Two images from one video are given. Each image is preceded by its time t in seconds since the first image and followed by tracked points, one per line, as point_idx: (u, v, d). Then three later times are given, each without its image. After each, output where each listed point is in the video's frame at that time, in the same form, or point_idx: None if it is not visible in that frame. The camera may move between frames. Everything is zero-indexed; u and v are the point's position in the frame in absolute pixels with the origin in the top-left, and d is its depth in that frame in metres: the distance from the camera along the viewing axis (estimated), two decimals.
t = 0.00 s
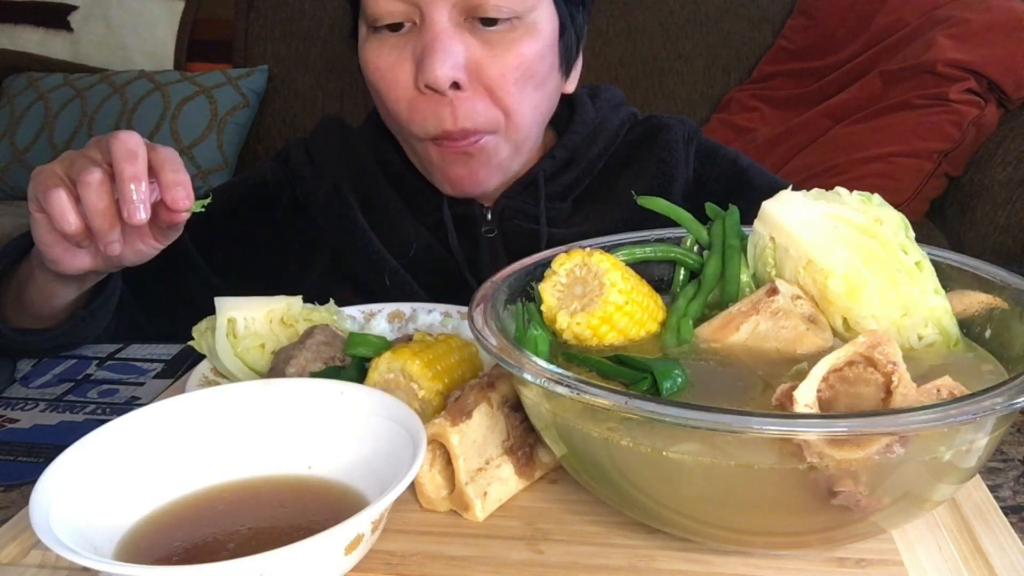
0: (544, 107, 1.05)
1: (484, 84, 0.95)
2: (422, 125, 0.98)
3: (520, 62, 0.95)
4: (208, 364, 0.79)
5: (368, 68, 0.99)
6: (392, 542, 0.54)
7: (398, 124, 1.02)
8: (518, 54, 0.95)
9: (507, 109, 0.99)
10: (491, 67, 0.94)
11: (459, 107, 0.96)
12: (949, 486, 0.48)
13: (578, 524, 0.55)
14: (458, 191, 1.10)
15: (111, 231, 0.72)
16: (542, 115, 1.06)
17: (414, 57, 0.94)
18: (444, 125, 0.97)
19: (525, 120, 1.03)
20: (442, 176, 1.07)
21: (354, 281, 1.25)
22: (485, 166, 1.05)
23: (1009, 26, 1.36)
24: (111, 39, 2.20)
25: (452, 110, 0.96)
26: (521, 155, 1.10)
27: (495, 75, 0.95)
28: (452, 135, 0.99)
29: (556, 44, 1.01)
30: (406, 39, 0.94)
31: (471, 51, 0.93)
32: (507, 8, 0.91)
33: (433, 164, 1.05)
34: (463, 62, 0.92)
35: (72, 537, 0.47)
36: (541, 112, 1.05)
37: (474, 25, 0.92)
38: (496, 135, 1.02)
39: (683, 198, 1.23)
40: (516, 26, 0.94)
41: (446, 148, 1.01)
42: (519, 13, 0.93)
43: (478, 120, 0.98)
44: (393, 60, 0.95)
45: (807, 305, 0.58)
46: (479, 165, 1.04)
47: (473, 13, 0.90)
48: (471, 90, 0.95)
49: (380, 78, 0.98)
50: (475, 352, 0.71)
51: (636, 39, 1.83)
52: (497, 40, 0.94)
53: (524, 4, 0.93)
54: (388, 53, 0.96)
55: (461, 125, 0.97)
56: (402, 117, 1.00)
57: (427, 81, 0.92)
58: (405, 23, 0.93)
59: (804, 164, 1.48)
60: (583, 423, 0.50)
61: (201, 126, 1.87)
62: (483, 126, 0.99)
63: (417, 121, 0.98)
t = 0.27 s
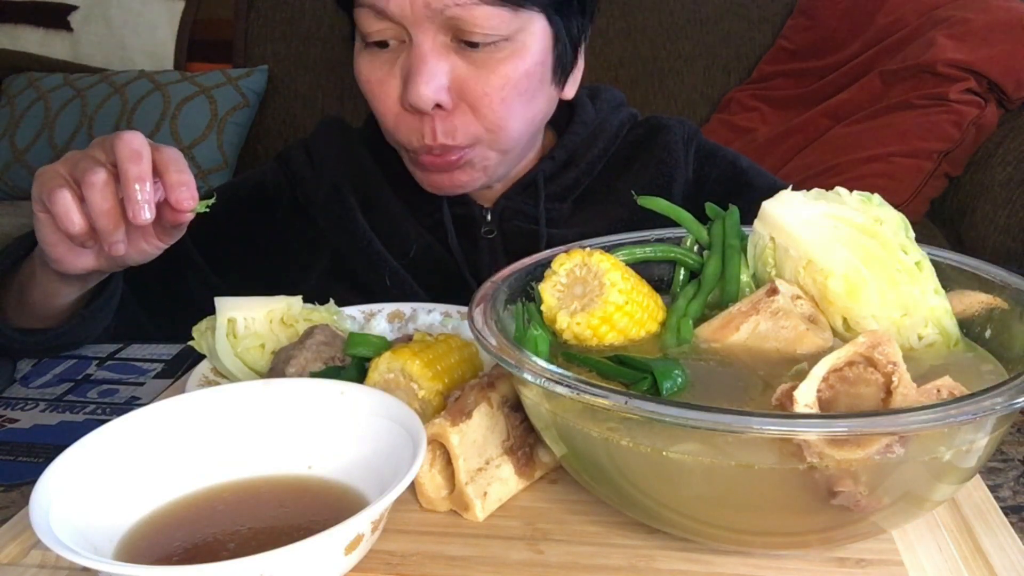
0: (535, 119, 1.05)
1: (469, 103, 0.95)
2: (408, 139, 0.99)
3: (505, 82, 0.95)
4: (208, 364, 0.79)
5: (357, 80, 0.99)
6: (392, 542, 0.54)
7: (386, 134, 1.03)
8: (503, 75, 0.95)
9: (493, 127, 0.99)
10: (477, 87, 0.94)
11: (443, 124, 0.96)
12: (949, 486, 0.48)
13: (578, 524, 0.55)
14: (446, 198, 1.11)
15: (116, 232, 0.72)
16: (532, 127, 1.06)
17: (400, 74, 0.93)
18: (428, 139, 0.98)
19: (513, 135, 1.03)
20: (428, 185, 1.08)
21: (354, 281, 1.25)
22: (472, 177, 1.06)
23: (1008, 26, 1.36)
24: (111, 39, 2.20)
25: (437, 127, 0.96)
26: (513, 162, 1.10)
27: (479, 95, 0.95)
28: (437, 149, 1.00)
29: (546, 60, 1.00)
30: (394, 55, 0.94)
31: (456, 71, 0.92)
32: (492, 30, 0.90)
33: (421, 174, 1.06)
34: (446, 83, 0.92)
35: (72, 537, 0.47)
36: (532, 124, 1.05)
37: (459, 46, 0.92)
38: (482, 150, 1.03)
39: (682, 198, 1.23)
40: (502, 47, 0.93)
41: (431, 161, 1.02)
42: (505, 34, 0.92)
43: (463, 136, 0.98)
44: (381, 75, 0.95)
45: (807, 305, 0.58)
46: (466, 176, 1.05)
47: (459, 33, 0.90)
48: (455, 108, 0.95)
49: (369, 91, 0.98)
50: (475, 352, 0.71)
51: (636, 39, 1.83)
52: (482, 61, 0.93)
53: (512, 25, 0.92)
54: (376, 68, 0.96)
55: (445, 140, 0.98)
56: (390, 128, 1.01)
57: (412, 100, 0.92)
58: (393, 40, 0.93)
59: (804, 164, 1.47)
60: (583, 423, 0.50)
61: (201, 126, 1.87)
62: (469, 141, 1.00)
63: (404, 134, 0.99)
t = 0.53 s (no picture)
0: (533, 115, 1.05)
1: (466, 91, 0.95)
2: (405, 128, 0.99)
3: (503, 71, 0.95)
4: (208, 364, 0.79)
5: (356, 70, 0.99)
6: (392, 542, 0.54)
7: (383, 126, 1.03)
8: (501, 63, 0.94)
9: (490, 117, 0.99)
10: (475, 75, 0.94)
11: (440, 112, 0.96)
12: (949, 486, 0.48)
13: (578, 523, 0.55)
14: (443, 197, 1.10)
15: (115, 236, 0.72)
16: (531, 123, 1.05)
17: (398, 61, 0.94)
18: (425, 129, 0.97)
19: (511, 128, 1.02)
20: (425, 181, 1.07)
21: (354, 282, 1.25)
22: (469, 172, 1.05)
23: (1009, 25, 1.36)
24: (111, 39, 2.20)
25: (435, 115, 0.96)
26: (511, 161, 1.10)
27: (477, 82, 0.94)
28: (434, 140, 0.99)
29: (545, 53, 1.00)
30: (393, 44, 0.94)
31: (454, 60, 0.92)
32: (491, 17, 0.91)
33: (417, 169, 1.05)
34: (444, 69, 0.92)
35: (72, 537, 0.47)
36: (530, 120, 1.04)
37: (458, 33, 0.92)
38: (480, 142, 1.02)
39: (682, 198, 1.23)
40: (501, 36, 0.93)
41: (428, 153, 1.01)
42: (504, 22, 0.92)
43: (460, 126, 0.98)
44: (380, 64, 0.95)
45: (807, 305, 0.58)
46: (463, 171, 1.04)
47: (457, 21, 0.90)
48: (453, 96, 0.95)
49: (367, 81, 0.98)
50: (475, 352, 0.71)
51: (636, 39, 1.83)
52: (481, 49, 0.93)
53: (511, 14, 0.92)
54: (375, 57, 0.96)
55: (443, 129, 0.97)
56: (387, 119, 1.00)
57: (409, 87, 0.92)
58: (392, 28, 0.94)
59: (804, 164, 1.47)
60: (583, 423, 0.50)
61: (201, 126, 1.87)
62: (466, 131, 0.99)
63: (400, 123, 0.99)
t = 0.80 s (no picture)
0: (536, 112, 1.04)
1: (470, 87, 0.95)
2: (408, 125, 0.98)
3: (507, 69, 0.95)
4: (208, 364, 0.79)
5: (359, 67, 0.99)
6: (392, 542, 0.54)
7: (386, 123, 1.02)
8: (506, 61, 0.94)
9: (494, 114, 0.99)
10: (479, 72, 0.94)
11: (444, 109, 0.95)
12: (949, 486, 0.48)
13: (578, 524, 0.55)
14: (446, 197, 1.09)
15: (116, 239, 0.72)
16: (533, 121, 1.05)
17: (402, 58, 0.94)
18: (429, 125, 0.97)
19: (514, 126, 1.02)
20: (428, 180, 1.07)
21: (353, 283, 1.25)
22: (473, 169, 1.04)
23: (1009, 25, 1.36)
24: (111, 39, 2.20)
25: (439, 111, 0.96)
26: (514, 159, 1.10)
27: (481, 80, 0.94)
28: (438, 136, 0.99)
29: (548, 51, 1.00)
30: (396, 41, 0.94)
31: (457, 57, 0.92)
32: (495, 15, 0.91)
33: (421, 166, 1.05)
34: (448, 67, 0.92)
35: (73, 537, 0.47)
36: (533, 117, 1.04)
37: (462, 30, 0.92)
38: (484, 139, 1.02)
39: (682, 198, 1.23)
40: (504, 33, 0.93)
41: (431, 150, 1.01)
42: (508, 19, 0.92)
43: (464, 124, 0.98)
44: (384, 61, 0.95)
45: (807, 305, 0.58)
46: (466, 169, 1.04)
47: (460, 18, 0.90)
48: (457, 94, 0.95)
49: (370, 78, 0.98)
50: (475, 352, 0.71)
51: (636, 39, 1.83)
52: (485, 46, 0.93)
53: (515, 11, 0.92)
54: (378, 54, 0.96)
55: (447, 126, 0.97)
56: (390, 116, 1.00)
57: (413, 84, 0.92)
58: (396, 25, 0.93)
59: (804, 164, 1.47)
60: (583, 424, 0.50)
61: (201, 126, 1.87)
62: (470, 129, 0.99)
63: (403, 121, 0.98)
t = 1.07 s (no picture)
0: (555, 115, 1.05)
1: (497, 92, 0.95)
2: (430, 127, 0.98)
3: (534, 74, 0.95)
4: (208, 364, 0.79)
5: (379, 68, 0.98)
6: (392, 542, 0.54)
7: (404, 124, 1.02)
8: (532, 66, 0.95)
9: (517, 117, 0.99)
10: (505, 77, 0.94)
11: (469, 112, 0.96)
12: (949, 485, 0.48)
13: (578, 524, 0.55)
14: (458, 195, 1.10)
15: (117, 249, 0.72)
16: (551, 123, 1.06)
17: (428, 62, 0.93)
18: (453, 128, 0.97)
19: (536, 130, 1.03)
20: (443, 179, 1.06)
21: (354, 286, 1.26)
22: (492, 169, 1.05)
23: (1009, 25, 1.36)
24: (111, 39, 2.20)
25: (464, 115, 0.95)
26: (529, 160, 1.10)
27: (508, 85, 0.95)
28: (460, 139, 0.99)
29: (569, 56, 1.00)
30: (418, 43, 0.93)
31: (484, 62, 0.92)
32: (521, 21, 0.91)
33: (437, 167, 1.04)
34: (476, 72, 0.92)
35: (73, 537, 0.47)
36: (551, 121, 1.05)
37: (488, 36, 0.91)
38: (505, 141, 1.02)
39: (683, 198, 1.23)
40: (530, 39, 0.93)
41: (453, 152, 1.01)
42: (534, 26, 0.92)
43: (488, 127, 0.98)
44: (409, 64, 0.94)
45: (807, 305, 0.58)
46: (485, 170, 1.04)
47: (487, 24, 0.90)
48: (482, 99, 0.95)
49: (390, 79, 0.98)
50: (475, 352, 0.71)
51: (636, 39, 1.83)
52: (512, 52, 0.93)
53: (542, 17, 0.93)
54: (400, 56, 0.95)
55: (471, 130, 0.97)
56: (410, 117, 1.00)
57: (441, 88, 0.91)
58: (418, 28, 0.92)
59: (804, 164, 1.47)
60: (583, 424, 0.50)
61: (201, 126, 1.88)
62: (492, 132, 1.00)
63: (425, 122, 0.98)
